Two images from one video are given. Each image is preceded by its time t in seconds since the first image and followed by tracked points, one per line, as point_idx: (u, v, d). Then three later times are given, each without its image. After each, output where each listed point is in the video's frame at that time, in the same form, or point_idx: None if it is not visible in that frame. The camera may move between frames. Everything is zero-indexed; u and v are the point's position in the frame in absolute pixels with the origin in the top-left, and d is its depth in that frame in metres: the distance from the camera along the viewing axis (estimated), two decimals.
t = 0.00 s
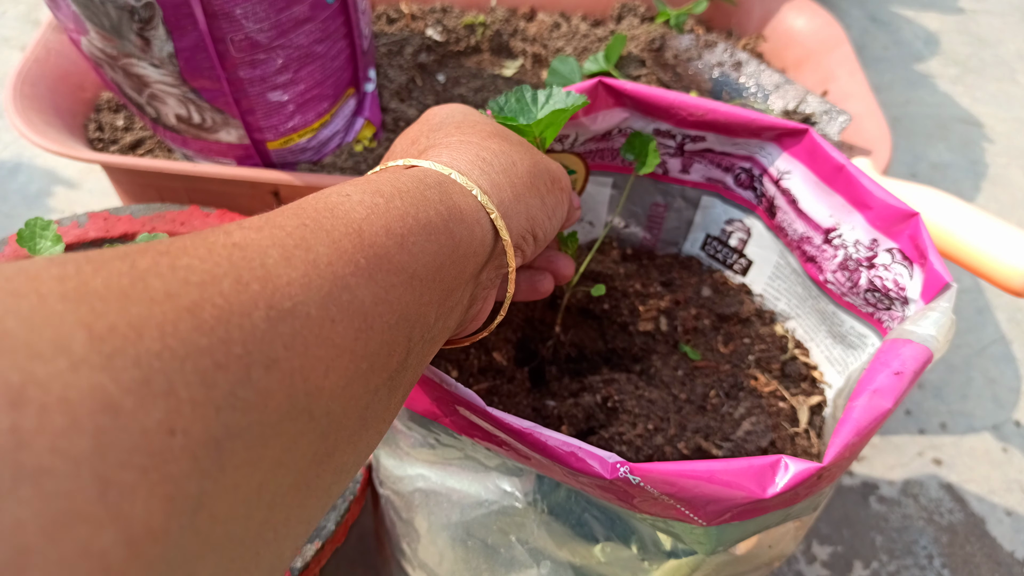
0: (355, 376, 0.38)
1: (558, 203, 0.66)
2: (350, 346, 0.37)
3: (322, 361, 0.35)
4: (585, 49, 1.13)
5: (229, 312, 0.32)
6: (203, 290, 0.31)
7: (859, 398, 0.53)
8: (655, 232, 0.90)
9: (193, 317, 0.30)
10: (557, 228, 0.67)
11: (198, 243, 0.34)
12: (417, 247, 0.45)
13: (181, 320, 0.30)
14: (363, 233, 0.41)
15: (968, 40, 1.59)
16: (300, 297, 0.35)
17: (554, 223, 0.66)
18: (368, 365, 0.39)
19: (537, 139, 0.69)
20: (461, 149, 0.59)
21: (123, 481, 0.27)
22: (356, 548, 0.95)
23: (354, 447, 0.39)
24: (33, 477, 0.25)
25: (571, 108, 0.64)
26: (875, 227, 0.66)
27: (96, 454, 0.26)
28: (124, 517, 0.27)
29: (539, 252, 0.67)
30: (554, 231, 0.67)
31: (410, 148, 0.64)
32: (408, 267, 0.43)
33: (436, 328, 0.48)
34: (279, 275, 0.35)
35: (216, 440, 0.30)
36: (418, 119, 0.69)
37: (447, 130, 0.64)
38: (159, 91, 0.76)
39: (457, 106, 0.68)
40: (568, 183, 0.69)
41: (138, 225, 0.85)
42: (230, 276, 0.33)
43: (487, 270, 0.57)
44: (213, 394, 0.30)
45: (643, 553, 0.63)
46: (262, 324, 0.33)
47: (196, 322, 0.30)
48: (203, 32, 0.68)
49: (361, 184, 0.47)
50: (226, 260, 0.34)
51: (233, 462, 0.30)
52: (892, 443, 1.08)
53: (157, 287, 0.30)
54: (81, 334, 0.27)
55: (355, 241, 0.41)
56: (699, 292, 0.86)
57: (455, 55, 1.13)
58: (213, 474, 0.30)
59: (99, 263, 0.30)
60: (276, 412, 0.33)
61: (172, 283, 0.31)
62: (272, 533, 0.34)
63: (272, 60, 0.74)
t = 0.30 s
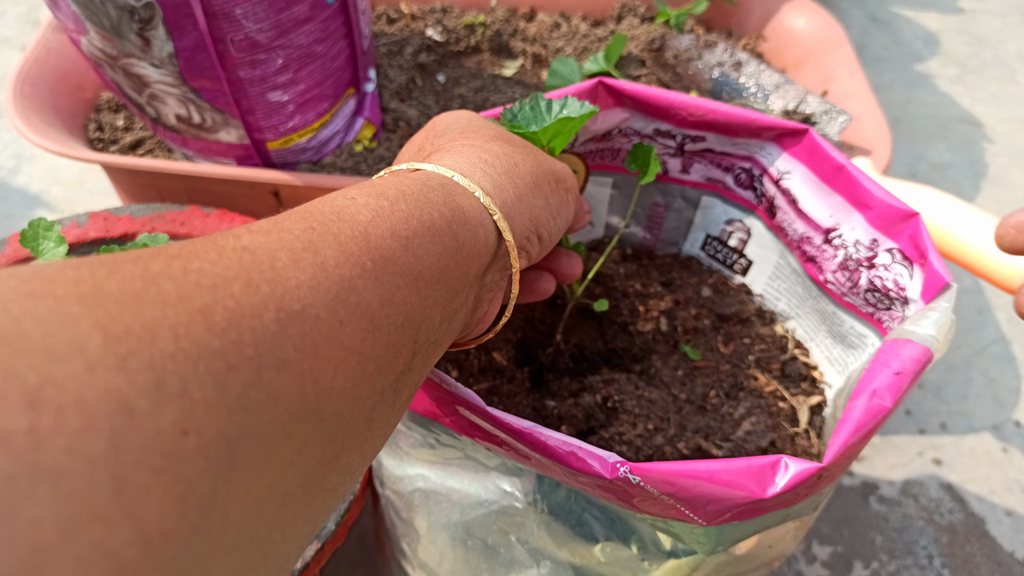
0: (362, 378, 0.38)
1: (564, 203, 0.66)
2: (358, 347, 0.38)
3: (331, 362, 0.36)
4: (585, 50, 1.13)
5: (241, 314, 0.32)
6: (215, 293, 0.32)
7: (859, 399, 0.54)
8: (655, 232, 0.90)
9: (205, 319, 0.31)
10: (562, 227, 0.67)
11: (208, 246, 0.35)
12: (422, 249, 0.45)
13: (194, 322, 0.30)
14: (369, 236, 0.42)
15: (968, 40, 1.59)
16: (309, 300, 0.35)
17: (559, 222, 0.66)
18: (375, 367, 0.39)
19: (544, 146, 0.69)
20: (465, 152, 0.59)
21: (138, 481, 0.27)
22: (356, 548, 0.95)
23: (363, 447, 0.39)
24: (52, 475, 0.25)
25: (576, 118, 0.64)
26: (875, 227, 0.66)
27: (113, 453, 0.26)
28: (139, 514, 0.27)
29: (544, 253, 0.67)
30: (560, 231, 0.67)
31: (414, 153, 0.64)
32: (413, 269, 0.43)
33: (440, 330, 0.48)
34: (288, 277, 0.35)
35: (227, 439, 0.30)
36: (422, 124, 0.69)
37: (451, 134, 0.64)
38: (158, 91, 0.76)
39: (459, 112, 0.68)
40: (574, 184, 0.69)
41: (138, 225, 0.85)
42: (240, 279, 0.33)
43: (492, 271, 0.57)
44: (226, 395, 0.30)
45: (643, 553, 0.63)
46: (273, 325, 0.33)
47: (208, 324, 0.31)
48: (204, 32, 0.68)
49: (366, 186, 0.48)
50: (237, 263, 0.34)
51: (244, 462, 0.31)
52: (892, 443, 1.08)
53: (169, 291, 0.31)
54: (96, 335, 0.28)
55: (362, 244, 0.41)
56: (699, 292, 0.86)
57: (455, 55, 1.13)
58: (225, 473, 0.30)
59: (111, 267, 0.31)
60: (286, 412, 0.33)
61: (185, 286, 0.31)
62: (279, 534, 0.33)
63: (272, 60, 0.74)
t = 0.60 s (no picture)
0: (328, 378, 0.38)
1: (552, 205, 0.66)
2: (323, 347, 0.38)
3: (294, 363, 0.36)
4: (585, 49, 1.13)
5: (201, 313, 0.32)
6: (174, 289, 0.32)
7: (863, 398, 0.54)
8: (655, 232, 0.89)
9: (162, 317, 0.31)
10: (548, 230, 0.67)
11: (171, 243, 0.35)
12: (391, 246, 0.45)
13: (151, 320, 0.30)
14: (337, 233, 0.42)
15: (968, 40, 1.59)
16: (273, 298, 0.35)
17: (546, 223, 0.66)
18: (341, 368, 0.39)
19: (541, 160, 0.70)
20: (439, 152, 0.60)
21: (85, 488, 0.27)
22: (356, 548, 0.95)
23: (328, 452, 0.39)
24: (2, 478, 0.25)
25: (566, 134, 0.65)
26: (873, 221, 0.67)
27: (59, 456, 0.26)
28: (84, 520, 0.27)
29: (527, 253, 0.66)
30: (545, 233, 0.66)
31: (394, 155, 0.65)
32: (382, 267, 0.44)
33: (409, 331, 0.48)
34: (251, 275, 0.35)
35: (183, 441, 0.30)
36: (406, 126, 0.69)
37: (431, 136, 0.64)
38: (158, 91, 0.76)
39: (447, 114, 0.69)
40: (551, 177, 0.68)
41: (138, 225, 0.85)
42: (201, 275, 0.33)
43: (465, 271, 0.57)
44: (183, 397, 0.30)
45: (643, 553, 0.63)
46: (234, 324, 0.33)
47: (165, 322, 0.30)
48: (204, 32, 0.68)
49: (336, 184, 0.48)
50: (198, 259, 0.34)
51: (201, 465, 0.30)
52: (892, 443, 1.08)
53: (126, 287, 0.30)
54: (45, 334, 0.27)
55: (329, 241, 0.41)
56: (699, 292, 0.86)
57: (455, 55, 1.13)
58: (179, 476, 0.30)
59: (66, 263, 0.30)
60: (247, 415, 0.33)
61: (142, 283, 0.31)
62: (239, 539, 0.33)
63: (272, 60, 0.74)
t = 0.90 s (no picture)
0: (273, 381, 0.38)
1: (542, 185, 0.65)
2: (267, 350, 0.37)
3: (232, 367, 0.35)
4: (585, 50, 1.13)
5: (125, 317, 0.31)
6: (95, 293, 0.31)
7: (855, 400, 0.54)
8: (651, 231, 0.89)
9: (81, 322, 0.30)
10: (531, 214, 0.66)
11: (100, 246, 0.34)
12: (348, 245, 0.45)
13: (67, 327, 0.29)
14: (287, 230, 0.41)
15: (969, 40, 1.59)
16: (209, 300, 0.35)
17: (529, 208, 0.66)
18: (289, 371, 0.39)
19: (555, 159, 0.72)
20: (411, 144, 0.60)
21: None
22: (355, 548, 0.95)
23: (275, 456, 0.40)
24: None
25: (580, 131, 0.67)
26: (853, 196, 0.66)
27: None
28: None
29: (501, 244, 0.66)
30: (523, 220, 0.66)
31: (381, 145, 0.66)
32: (339, 267, 0.43)
33: (368, 329, 0.48)
34: (186, 275, 0.35)
35: (95, 457, 0.29)
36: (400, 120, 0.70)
37: (415, 129, 0.65)
38: (158, 91, 0.76)
39: (440, 105, 0.69)
40: (535, 142, 0.65)
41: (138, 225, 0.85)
42: (128, 278, 0.32)
43: (432, 268, 0.57)
44: (97, 407, 0.29)
45: (643, 553, 0.63)
46: (163, 328, 0.32)
47: (83, 327, 0.30)
48: (204, 32, 0.68)
49: (294, 180, 0.47)
50: (128, 260, 0.33)
51: (116, 480, 0.30)
52: (892, 443, 1.08)
53: (42, 291, 0.30)
54: None
55: (279, 239, 0.40)
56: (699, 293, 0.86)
57: (455, 55, 1.13)
58: (89, 493, 0.29)
59: None
60: (173, 424, 0.32)
61: (61, 286, 0.30)
62: (170, 550, 0.34)
63: (272, 61, 0.74)
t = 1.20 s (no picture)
0: (276, 403, 0.39)
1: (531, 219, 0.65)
2: (277, 374, 0.38)
3: (242, 392, 0.36)
4: (585, 49, 1.13)
5: (139, 338, 0.32)
6: (113, 311, 0.31)
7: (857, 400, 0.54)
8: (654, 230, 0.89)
9: (96, 341, 0.30)
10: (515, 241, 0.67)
11: (116, 249, 0.34)
12: (372, 281, 0.45)
13: (81, 345, 0.30)
14: (316, 255, 0.41)
15: (968, 40, 1.59)
16: (228, 325, 0.35)
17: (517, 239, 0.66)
18: (292, 394, 0.40)
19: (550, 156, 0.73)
20: (443, 140, 0.57)
21: None
22: (356, 549, 0.95)
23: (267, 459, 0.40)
24: None
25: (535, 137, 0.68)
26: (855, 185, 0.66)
27: None
28: None
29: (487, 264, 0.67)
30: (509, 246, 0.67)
31: (395, 103, 0.60)
32: (359, 300, 0.44)
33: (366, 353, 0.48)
34: (208, 296, 0.35)
35: (106, 476, 0.30)
36: (412, 63, 0.63)
37: (439, 97, 0.59)
38: (158, 91, 0.76)
39: (467, 68, 0.63)
40: (547, 168, 0.66)
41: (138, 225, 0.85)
42: (150, 295, 0.33)
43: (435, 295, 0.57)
44: (108, 430, 0.30)
45: (643, 553, 0.63)
46: (179, 351, 0.33)
47: (99, 347, 0.30)
48: (204, 32, 0.68)
49: (328, 199, 0.46)
50: (149, 277, 0.33)
51: (120, 500, 0.31)
52: (892, 443, 1.07)
53: (59, 306, 0.30)
54: None
55: (306, 266, 0.40)
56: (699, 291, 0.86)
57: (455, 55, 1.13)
58: (96, 512, 0.30)
59: None
60: (182, 444, 0.33)
61: (79, 302, 0.30)
62: (167, 555, 0.35)
63: (272, 60, 0.74)
